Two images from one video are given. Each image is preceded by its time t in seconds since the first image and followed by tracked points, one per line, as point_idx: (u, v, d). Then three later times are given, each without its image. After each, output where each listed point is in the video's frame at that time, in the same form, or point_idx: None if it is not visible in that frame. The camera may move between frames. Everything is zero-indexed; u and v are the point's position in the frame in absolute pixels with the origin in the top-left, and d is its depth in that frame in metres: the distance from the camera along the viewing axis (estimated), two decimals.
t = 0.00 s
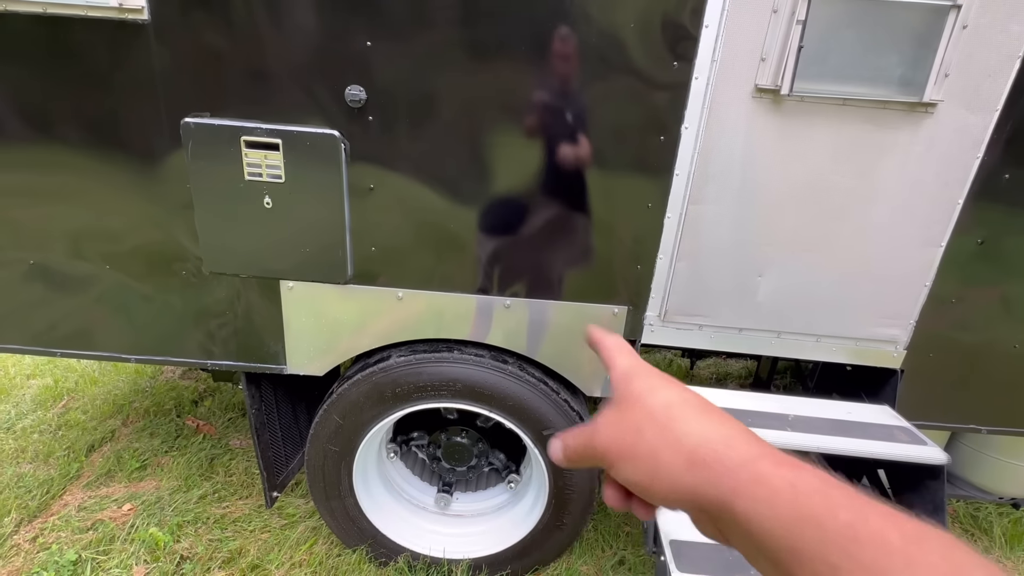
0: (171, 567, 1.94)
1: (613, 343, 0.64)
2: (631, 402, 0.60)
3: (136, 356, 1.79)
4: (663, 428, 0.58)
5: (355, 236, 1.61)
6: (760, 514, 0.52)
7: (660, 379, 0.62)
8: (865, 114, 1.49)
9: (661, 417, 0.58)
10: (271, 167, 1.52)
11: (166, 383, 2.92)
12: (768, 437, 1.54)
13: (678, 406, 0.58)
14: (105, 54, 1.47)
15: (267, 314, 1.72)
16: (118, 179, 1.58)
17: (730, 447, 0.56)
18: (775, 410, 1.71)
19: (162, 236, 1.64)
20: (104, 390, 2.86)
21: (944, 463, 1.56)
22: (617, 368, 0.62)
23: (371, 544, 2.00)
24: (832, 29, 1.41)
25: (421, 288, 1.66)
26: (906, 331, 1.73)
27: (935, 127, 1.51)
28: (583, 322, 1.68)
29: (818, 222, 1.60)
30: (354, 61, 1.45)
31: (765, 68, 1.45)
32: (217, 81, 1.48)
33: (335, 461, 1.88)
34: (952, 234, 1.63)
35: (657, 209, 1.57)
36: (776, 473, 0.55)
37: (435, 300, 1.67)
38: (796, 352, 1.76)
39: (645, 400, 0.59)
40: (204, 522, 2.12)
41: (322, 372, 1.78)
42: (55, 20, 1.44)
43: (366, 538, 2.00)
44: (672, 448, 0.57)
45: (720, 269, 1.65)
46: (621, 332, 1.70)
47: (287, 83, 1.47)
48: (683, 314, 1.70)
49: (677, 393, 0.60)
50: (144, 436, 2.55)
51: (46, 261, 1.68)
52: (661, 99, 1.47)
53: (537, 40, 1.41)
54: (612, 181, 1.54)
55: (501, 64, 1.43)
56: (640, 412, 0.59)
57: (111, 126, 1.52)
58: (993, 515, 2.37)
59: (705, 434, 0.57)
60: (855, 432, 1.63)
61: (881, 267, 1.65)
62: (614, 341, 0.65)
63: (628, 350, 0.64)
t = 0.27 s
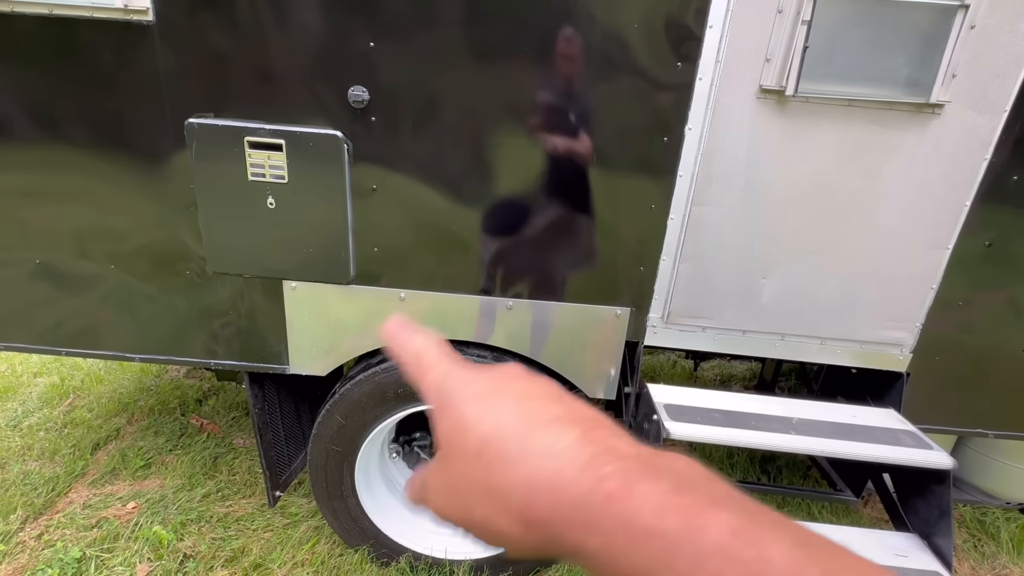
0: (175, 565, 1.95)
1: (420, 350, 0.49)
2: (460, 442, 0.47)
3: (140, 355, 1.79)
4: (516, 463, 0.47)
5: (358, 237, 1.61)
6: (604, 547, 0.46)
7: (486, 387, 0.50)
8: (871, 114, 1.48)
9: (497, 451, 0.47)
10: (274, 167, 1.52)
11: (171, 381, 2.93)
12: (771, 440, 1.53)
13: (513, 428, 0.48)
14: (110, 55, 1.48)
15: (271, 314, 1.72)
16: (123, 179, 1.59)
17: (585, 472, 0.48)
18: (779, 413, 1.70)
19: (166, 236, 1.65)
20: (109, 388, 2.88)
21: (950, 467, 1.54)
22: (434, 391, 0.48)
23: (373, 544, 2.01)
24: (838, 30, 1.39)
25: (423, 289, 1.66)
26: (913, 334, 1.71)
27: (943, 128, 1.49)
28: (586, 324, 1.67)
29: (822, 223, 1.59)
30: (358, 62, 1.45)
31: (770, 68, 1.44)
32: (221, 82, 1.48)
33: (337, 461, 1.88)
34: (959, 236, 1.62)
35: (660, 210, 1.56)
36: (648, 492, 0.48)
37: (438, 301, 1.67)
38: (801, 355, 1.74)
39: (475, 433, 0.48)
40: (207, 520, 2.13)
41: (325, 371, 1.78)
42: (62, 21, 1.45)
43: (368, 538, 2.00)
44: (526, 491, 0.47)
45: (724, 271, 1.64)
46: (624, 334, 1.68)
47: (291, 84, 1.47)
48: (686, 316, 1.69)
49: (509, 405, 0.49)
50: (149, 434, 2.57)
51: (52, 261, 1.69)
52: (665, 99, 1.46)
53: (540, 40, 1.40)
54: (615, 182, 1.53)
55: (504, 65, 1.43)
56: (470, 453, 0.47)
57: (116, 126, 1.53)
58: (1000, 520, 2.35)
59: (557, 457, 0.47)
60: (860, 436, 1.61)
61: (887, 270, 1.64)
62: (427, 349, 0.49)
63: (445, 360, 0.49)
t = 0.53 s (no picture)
0: (182, 563, 1.96)
1: (324, 422, 0.45)
2: (370, 533, 0.44)
3: (150, 354, 1.81)
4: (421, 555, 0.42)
5: (365, 238, 1.61)
6: None
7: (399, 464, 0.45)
8: (883, 116, 1.46)
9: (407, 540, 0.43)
10: (283, 168, 1.53)
11: (180, 380, 2.96)
12: (780, 445, 1.51)
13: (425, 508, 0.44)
14: (122, 57, 1.49)
15: (278, 314, 1.73)
16: (134, 180, 1.60)
17: (489, 560, 0.42)
18: (788, 417, 1.68)
19: (176, 236, 1.66)
20: (120, 386, 2.91)
21: (962, 475, 1.52)
22: (334, 472, 0.44)
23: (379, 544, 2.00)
24: (849, 31, 1.38)
25: (430, 290, 1.66)
26: (925, 338, 1.69)
27: (956, 130, 1.47)
28: (592, 326, 1.66)
29: (833, 226, 1.57)
30: (366, 64, 1.45)
31: (780, 69, 1.42)
32: (231, 84, 1.49)
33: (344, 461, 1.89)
34: (974, 239, 1.59)
35: (668, 212, 1.55)
36: (557, 567, 0.43)
37: (444, 302, 1.67)
38: (810, 359, 1.72)
39: (381, 525, 0.44)
40: (215, 518, 2.14)
41: (332, 372, 1.79)
42: (76, 24, 1.46)
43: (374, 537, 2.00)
44: None
45: (732, 274, 1.62)
46: (631, 336, 1.67)
47: (300, 85, 1.48)
48: (694, 319, 1.68)
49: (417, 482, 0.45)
50: (158, 432, 2.59)
51: (64, 260, 1.71)
52: (674, 101, 1.44)
53: (548, 41, 1.40)
54: (623, 184, 1.52)
55: (512, 66, 1.42)
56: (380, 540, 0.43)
57: (128, 127, 1.55)
58: (1015, 528, 2.31)
59: (468, 528, 0.43)
60: (870, 441, 1.59)
61: (898, 273, 1.62)
62: (321, 421, 0.45)
63: (343, 442, 0.44)
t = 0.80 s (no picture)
0: (193, 557, 1.99)
1: (456, 334, 0.48)
2: (460, 444, 0.45)
3: (164, 352, 1.84)
4: (498, 479, 0.43)
5: (374, 240, 1.63)
6: None
7: (500, 390, 0.47)
8: (892, 120, 1.45)
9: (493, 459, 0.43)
10: (294, 171, 1.55)
11: (192, 378, 3.01)
12: (786, 450, 1.50)
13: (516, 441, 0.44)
14: (139, 62, 1.53)
15: (288, 314, 1.76)
16: (150, 182, 1.64)
17: (559, 502, 0.42)
18: (794, 422, 1.67)
19: (190, 236, 1.69)
20: (134, 383, 2.96)
21: (972, 483, 1.50)
22: (446, 387, 0.47)
23: (385, 543, 2.03)
24: (857, 36, 1.39)
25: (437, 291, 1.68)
26: (935, 345, 1.67)
27: (967, 135, 1.46)
28: (599, 329, 1.67)
29: (841, 231, 1.56)
30: (376, 68, 1.47)
31: (788, 74, 1.42)
32: (244, 88, 1.52)
33: (351, 460, 1.91)
34: (985, 245, 1.57)
35: (675, 216, 1.55)
36: (621, 525, 0.42)
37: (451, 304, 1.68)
38: (818, 364, 1.71)
39: (473, 438, 0.45)
40: (225, 514, 2.18)
41: (340, 371, 1.81)
42: (96, 30, 1.50)
43: (380, 536, 2.02)
44: (500, 514, 0.43)
45: (739, 278, 1.62)
46: (637, 340, 1.67)
47: (312, 89, 1.51)
48: (700, 323, 1.67)
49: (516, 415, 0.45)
50: (171, 429, 2.64)
51: (82, 260, 1.75)
52: (682, 105, 1.44)
53: (555, 46, 1.41)
54: (630, 188, 1.52)
55: (520, 70, 1.43)
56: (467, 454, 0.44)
57: (144, 130, 1.58)
58: None
59: (546, 476, 0.43)
60: (878, 448, 1.58)
61: (908, 279, 1.60)
62: (450, 333, 0.47)
63: (461, 362, 0.47)
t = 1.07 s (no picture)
0: (206, 549, 2.03)
1: (571, 377, 0.55)
2: (573, 483, 0.47)
3: (181, 347, 1.89)
4: (607, 522, 0.44)
5: (385, 239, 1.65)
6: None
7: (609, 436, 0.50)
8: (908, 122, 1.43)
9: (603, 503, 0.45)
10: (308, 171, 1.58)
11: (209, 373, 3.08)
12: (795, 456, 1.49)
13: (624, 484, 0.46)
14: (161, 64, 1.57)
15: (301, 311, 1.79)
16: (170, 181, 1.68)
17: (662, 551, 0.42)
18: (804, 428, 1.65)
19: (207, 234, 1.73)
20: (153, 377, 3.03)
21: (989, 492, 1.46)
22: (561, 426, 0.52)
23: (392, 541, 2.06)
24: (872, 37, 1.36)
25: (447, 291, 1.69)
26: (951, 351, 1.64)
27: (986, 137, 1.43)
28: (606, 330, 1.67)
29: (854, 234, 1.54)
30: (389, 71, 1.49)
31: (800, 75, 1.40)
32: (260, 90, 1.56)
33: (360, 456, 1.94)
34: (1004, 250, 1.54)
35: (684, 218, 1.54)
36: None
37: (460, 303, 1.70)
38: (830, 369, 1.69)
39: (584, 476, 0.47)
40: (238, 507, 2.22)
41: (351, 368, 1.83)
42: (120, 33, 1.55)
43: (388, 533, 2.05)
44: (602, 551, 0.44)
45: (749, 281, 1.60)
46: (645, 342, 1.66)
47: (326, 91, 1.53)
48: (709, 325, 1.66)
49: (626, 462, 0.47)
50: (187, 422, 2.70)
51: (104, 256, 1.80)
52: (692, 106, 1.43)
53: (566, 48, 1.41)
54: (639, 190, 1.51)
55: (531, 72, 1.44)
56: (579, 495, 0.46)
57: (165, 131, 1.62)
58: None
59: (649, 528, 0.43)
60: (891, 455, 1.55)
61: (923, 284, 1.58)
62: (569, 381, 0.54)
63: (577, 408, 0.52)
